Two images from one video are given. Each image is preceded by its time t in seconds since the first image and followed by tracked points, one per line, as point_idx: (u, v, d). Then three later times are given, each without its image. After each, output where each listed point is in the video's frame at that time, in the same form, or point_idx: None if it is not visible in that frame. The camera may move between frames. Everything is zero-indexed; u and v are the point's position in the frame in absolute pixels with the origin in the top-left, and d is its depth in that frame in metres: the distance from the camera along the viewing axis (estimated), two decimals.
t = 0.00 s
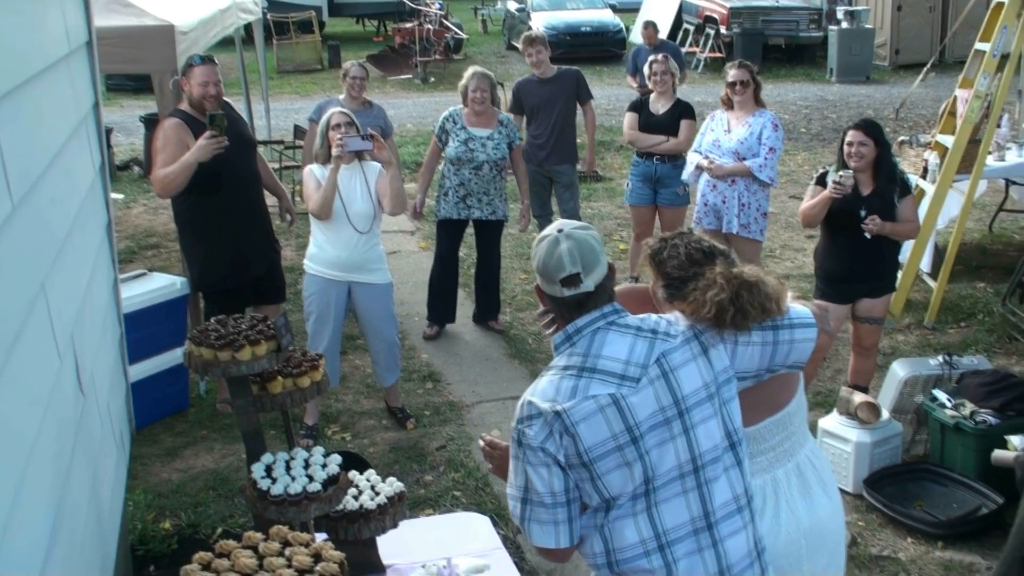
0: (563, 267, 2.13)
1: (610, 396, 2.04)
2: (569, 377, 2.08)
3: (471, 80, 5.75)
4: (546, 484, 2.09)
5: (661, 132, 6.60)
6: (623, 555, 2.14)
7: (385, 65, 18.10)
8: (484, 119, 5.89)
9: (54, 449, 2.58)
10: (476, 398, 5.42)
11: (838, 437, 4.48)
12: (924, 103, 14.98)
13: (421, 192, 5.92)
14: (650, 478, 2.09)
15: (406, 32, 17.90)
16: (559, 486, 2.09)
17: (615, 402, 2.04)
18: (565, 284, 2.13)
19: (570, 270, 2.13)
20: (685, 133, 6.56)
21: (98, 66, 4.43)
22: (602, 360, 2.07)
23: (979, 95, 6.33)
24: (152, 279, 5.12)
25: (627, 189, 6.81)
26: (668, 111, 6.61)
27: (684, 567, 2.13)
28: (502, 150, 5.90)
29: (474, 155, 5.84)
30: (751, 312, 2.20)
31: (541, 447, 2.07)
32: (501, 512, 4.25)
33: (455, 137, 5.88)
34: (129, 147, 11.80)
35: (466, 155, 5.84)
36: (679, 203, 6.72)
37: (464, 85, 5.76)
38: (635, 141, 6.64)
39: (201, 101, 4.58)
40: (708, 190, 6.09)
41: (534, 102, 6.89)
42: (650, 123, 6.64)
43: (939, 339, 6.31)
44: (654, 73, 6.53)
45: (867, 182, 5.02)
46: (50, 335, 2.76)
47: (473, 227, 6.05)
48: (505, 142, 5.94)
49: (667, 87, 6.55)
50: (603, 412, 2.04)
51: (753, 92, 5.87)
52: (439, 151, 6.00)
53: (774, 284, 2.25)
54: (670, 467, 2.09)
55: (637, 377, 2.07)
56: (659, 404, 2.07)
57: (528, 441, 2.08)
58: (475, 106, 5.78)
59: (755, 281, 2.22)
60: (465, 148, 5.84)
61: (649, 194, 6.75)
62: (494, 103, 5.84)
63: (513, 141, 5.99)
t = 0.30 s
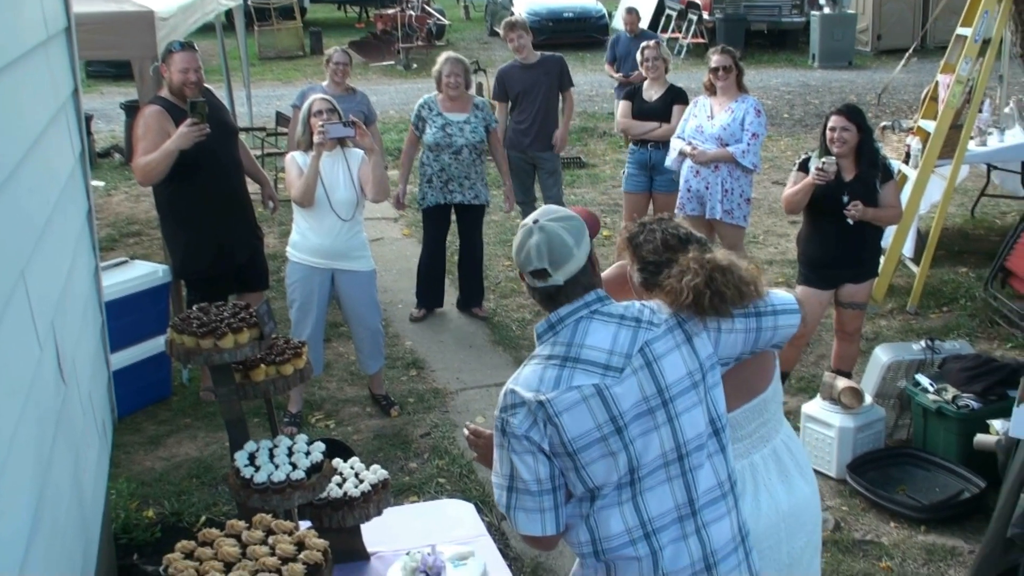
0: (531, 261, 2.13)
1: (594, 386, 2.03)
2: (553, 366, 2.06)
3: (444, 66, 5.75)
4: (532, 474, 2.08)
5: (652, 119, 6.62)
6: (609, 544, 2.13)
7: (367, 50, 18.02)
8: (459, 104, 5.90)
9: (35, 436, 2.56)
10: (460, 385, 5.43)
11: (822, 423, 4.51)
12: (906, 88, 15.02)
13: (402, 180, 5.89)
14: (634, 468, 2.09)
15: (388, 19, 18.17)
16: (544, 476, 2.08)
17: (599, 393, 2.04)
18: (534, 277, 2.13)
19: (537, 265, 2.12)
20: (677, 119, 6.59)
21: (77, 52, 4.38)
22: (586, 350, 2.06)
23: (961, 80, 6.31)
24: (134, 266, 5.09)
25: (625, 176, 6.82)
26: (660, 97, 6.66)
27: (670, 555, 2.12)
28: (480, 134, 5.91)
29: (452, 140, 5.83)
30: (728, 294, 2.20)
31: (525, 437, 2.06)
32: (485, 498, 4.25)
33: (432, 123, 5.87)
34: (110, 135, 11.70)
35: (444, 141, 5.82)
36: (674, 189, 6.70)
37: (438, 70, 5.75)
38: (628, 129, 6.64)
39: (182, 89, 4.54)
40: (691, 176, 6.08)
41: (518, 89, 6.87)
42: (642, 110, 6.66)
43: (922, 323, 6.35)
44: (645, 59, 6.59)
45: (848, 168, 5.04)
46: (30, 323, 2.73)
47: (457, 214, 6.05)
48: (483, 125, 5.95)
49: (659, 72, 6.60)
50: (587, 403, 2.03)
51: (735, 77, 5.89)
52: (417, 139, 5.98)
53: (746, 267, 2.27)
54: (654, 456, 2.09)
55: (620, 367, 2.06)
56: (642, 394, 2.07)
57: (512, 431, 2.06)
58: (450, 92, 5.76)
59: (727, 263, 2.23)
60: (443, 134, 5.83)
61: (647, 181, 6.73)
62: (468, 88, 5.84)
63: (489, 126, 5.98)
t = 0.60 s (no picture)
0: (520, 241, 2.16)
1: (576, 367, 2.04)
2: (538, 345, 2.07)
3: (421, 53, 5.73)
4: (512, 450, 2.09)
5: (644, 108, 6.62)
6: (591, 529, 2.13)
7: (356, 39, 17.94)
8: (437, 92, 5.88)
9: (23, 426, 2.56)
10: (450, 374, 5.43)
11: (812, 412, 4.53)
12: (896, 77, 15.03)
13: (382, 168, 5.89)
14: (615, 452, 2.09)
15: (377, 8, 18.26)
16: (525, 452, 2.10)
17: (580, 374, 2.04)
18: (523, 256, 2.17)
19: (524, 245, 2.14)
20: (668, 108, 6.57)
21: (65, 40, 4.35)
22: (571, 331, 2.06)
23: (949, 68, 6.34)
24: (122, 256, 5.07)
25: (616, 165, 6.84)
26: (651, 87, 6.66)
27: (654, 541, 2.12)
28: (459, 119, 5.89)
29: (430, 127, 5.81)
30: (707, 285, 2.16)
31: (507, 413, 2.07)
32: (476, 488, 4.26)
33: (410, 112, 5.85)
34: (97, 124, 11.63)
35: (422, 128, 5.80)
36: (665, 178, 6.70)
37: (414, 58, 5.74)
38: (620, 118, 6.65)
39: (170, 78, 4.52)
40: (682, 164, 6.08)
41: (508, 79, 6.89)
42: (633, 100, 6.68)
43: (912, 312, 6.38)
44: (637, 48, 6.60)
45: (838, 157, 5.05)
46: (18, 312, 2.72)
47: (447, 203, 6.04)
48: (461, 112, 5.93)
49: (651, 61, 6.61)
50: (569, 383, 2.03)
51: (726, 66, 5.89)
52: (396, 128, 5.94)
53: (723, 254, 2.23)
54: (635, 442, 2.09)
55: (603, 351, 2.06)
56: (625, 379, 2.06)
57: (495, 406, 2.08)
58: (427, 79, 5.76)
59: (703, 252, 2.19)
60: (421, 121, 5.81)
61: (637, 170, 6.75)
62: (445, 76, 5.81)
63: (467, 113, 5.97)
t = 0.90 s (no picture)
0: (525, 229, 2.14)
1: (568, 353, 2.04)
2: (532, 329, 2.08)
3: (406, 45, 5.72)
4: (499, 429, 2.11)
5: (629, 98, 6.63)
6: (575, 517, 2.14)
7: (347, 29, 17.91)
8: (421, 83, 5.86)
9: (15, 422, 2.55)
10: (443, 366, 5.43)
11: (804, 402, 4.55)
12: (887, 66, 15.04)
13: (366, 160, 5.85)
14: (602, 441, 2.09)
15: None
16: (511, 432, 2.12)
17: (571, 361, 2.04)
18: (529, 243, 2.15)
19: (530, 234, 2.13)
20: (651, 100, 6.57)
21: (54, 32, 4.33)
22: (566, 317, 2.06)
23: (941, 57, 6.33)
24: (114, 249, 5.06)
25: (597, 154, 6.81)
26: (636, 77, 6.67)
27: (639, 532, 2.13)
28: (442, 111, 5.87)
29: (414, 118, 5.80)
30: (676, 285, 2.07)
31: (496, 393, 2.09)
32: (469, 480, 4.27)
33: (393, 104, 5.84)
34: (87, 116, 11.59)
35: (406, 119, 5.80)
36: (646, 168, 6.69)
37: (398, 50, 5.72)
38: (602, 107, 6.66)
39: (160, 70, 4.49)
40: (673, 154, 6.09)
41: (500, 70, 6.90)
42: (617, 89, 6.69)
43: (904, 302, 6.39)
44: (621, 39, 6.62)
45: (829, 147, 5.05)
46: (8, 307, 2.71)
47: (439, 194, 6.04)
48: (445, 103, 5.92)
49: (635, 51, 6.66)
50: (559, 369, 2.04)
51: (718, 57, 5.89)
52: (380, 120, 5.92)
53: (693, 249, 2.10)
54: (623, 433, 2.09)
55: (596, 339, 2.06)
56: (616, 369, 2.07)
57: (486, 385, 2.10)
58: (411, 71, 5.74)
59: (669, 252, 2.08)
60: (405, 112, 5.80)
61: (618, 160, 6.71)
62: (429, 68, 5.80)
63: (451, 103, 5.96)
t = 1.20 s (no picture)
0: (524, 221, 2.14)
1: (564, 343, 2.05)
2: (529, 318, 2.08)
3: (392, 38, 5.68)
4: (494, 418, 2.11)
5: (610, 91, 6.60)
6: (571, 508, 2.14)
7: (340, 21, 17.87)
8: (409, 77, 5.85)
9: (8, 415, 2.54)
10: (437, 359, 5.44)
11: (798, 394, 4.56)
12: (881, 58, 15.05)
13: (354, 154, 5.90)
14: (598, 432, 2.09)
15: None
16: (506, 421, 2.12)
17: (568, 351, 2.05)
18: (527, 235, 2.15)
19: (529, 226, 2.13)
20: (632, 95, 6.54)
21: (46, 23, 4.31)
22: (563, 307, 2.07)
23: (934, 50, 6.28)
24: (107, 241, 5.05)
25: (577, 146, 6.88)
26: (618, 71, 6.61)
27: (635, 524, 2.13)
28: (429, 104, 5.86)
29: (402, 111, 5.79)
30: (672, 278, 2.07)
31: (492, 382, 2.09)
32: (463, 472, 4.27)
33: (381, 98, 5.83)
34: (79, 108, 11.55)
35: (394, 113, 5.78)
36: (624, 162, 6.72)
37: (386, 43, 5.69)
38: (583, 98, 6.68)
39: (153, 62, 4.48)
40: (667, 146, 6.08)
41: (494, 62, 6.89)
42: (599, 82, 6.64)
43: (897, 294, 6.41)
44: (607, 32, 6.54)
45: (823, 139, 5.05)
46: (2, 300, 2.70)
47: (434, 187, 6.03)
48: (432, 95, 5.91)
49: (620, 45, 6.57)
50: (555, 359, 2.05)
51: (712, 49, 5.89)
52: (368, 114, 5.91)
53: (689, 245, 2.11)
54: (619, 424, 2.10)
55: (593, 330, 2.06)
56: (613, 360, 2.07)
57: (482, 374, 2.10)
58: (397, 64, 5.72)
59: (666, 246, 2.08)
60: (392, 106, 5.78)
61: (596, 151, 6.79)
62: (417, 61, 5.77)
63: (439, 96, 5.95)
